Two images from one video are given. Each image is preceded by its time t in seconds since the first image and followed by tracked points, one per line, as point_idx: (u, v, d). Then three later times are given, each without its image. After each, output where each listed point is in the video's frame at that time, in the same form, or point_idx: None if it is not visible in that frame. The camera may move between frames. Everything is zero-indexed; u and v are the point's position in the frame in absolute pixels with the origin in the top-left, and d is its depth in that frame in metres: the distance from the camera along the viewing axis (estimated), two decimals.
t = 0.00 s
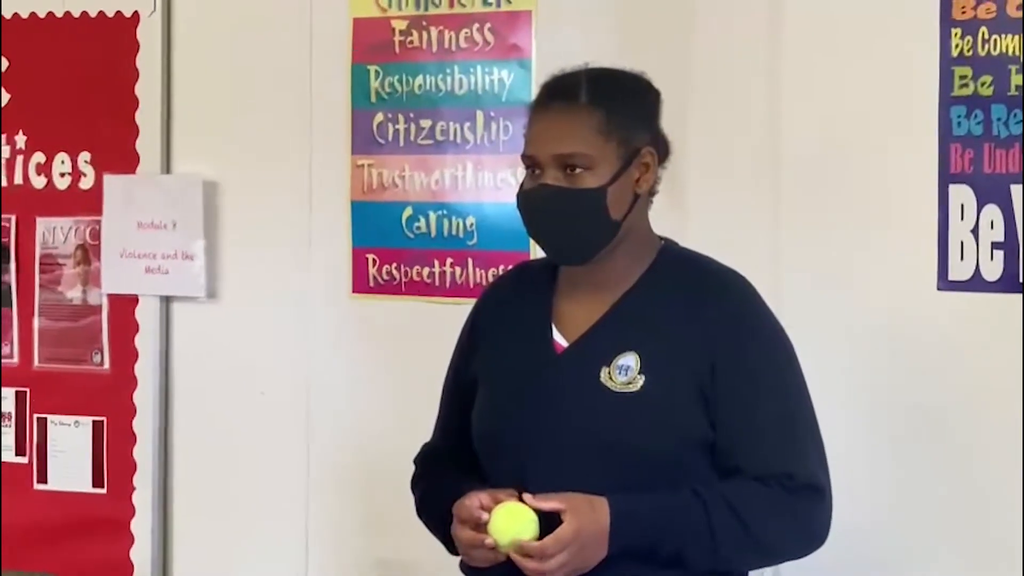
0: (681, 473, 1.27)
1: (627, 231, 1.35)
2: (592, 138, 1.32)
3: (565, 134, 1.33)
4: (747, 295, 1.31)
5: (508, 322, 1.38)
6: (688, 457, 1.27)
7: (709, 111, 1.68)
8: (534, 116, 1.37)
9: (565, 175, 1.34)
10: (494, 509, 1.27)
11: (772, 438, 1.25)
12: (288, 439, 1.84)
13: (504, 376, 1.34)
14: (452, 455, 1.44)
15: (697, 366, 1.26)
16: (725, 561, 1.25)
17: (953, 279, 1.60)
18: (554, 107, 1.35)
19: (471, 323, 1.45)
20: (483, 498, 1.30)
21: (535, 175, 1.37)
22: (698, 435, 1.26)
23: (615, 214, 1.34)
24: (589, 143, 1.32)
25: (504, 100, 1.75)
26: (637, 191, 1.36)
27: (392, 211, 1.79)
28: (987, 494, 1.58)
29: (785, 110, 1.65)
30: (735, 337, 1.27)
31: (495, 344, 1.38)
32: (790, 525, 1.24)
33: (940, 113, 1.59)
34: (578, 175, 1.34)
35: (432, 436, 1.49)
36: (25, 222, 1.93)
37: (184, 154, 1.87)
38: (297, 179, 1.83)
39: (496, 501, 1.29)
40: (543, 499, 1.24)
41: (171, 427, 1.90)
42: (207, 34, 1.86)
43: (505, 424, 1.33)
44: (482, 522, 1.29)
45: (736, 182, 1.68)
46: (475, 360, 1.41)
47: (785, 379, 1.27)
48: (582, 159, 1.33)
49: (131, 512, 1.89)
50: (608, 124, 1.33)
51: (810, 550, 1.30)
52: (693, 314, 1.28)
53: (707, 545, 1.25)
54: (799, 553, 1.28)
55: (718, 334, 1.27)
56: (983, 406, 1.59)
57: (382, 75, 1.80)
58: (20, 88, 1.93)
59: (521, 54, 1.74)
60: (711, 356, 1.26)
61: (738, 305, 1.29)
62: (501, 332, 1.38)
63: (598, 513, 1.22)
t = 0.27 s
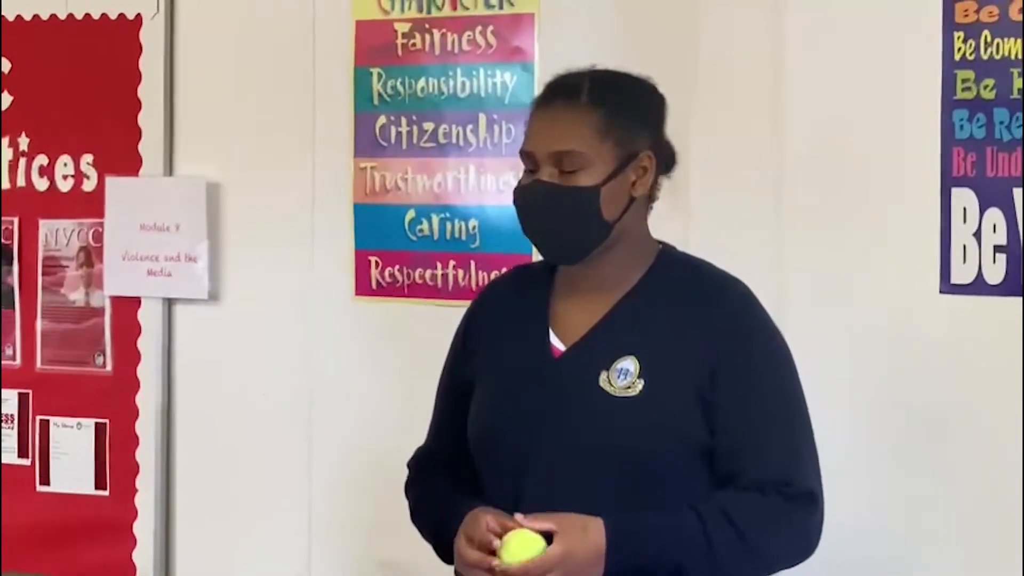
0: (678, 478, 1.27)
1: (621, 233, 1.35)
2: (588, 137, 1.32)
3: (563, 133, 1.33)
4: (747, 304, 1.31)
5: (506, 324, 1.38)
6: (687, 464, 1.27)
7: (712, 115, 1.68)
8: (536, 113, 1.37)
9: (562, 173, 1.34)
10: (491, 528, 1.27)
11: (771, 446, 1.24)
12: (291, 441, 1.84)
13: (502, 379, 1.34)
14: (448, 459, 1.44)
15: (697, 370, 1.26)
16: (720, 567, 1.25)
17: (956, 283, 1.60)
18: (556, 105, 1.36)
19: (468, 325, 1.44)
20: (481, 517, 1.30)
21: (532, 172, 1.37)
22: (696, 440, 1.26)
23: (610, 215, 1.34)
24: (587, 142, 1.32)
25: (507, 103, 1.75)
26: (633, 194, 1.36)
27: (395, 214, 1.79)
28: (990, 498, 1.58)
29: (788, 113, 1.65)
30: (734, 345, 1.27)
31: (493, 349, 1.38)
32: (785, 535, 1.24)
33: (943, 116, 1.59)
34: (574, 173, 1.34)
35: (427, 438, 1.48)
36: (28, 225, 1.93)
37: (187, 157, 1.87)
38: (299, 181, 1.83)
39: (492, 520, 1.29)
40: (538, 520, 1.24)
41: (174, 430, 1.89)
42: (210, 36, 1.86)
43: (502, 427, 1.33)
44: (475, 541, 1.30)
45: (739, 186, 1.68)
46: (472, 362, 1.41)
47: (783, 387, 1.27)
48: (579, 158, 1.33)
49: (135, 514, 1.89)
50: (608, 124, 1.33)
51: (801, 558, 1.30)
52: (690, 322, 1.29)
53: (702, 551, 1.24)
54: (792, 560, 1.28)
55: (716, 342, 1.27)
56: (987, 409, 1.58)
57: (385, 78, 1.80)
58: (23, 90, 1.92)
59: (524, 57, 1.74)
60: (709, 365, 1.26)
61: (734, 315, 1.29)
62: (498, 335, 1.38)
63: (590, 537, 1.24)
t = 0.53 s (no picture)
0: (678, 481, 1.26)
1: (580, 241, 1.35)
2: (539, 147, 1.33)
3: (519, 142, 1.35)
4: (749, 305, 1.29)
5: (504, 326, 1.38)
6: (687, 464, 1.26)
7: (717, 119, 1.69)
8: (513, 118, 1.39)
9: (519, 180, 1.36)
10: None
11: (770, 449, 1.24)
12: (296, 443, 1.84)
13: (501, 382, 1.35)
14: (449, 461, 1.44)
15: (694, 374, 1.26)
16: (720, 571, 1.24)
17: (961, 286, 1.59)
18: (524, 111, 1.37)
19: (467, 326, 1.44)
20: None
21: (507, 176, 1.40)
22: (695, 443, 1.26)
23: (562, 225, 1.34)
24: (534, 152, 1.33)
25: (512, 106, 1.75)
26: (592, 204, 1.34)
27: (400, 217, 1.79)
28: (996, 502, 1.57)
29: (792, 117, 1.65)
30: (733, 346, 1.25)
31: (494, 346, 1.38)
32: (780, 541, 1.22)
33: (948, 119, 1.58)
34: (527, 181, 1.35)
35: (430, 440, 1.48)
36: (32, 227, 1.92)
37: (191, 159, 1.87)
38: (304, 184, 1.83)
39: None
40: None
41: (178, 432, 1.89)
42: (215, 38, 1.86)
43: (501, 430, 1.33)
44: None
45: (743, 189, 1.68)
46: (472, 364, 1.41)
47: (784, 387, 1.25)
48: (529, 167, 1.34)
49: (138, 515, 1.87)
50: (558, 134, 1.32)
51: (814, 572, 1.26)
52: (689, 322, 1.28)
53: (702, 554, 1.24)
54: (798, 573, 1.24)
55: (714, 342, 1.26)
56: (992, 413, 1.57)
57: (389, 80, 1.80)
58: (28, 93, 1.92)
59: (529, 60, 1.75)
60: (707, 366, 1.26)
61: (735, 314, 1.27)
62: (497, 337, 1.38)
63: None
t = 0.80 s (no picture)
0: (682, 485, 1.26)
1: (566, 253, 1.35)
2: (516, 162, 1.34)
3: (498, 157, 1.36)
4: (748, 306, 1.28)
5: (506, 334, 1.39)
6: (686, 469, 1.26)
7: (722, 123, 1.69)
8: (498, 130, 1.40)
9: (501, 194, 1.37)
10: None
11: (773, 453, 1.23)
12: (302, 447, 1.84)
13: (504, 388, 1.35)
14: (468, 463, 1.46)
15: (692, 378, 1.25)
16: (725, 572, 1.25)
17: (967, 290, 1.58)
18: (504, 124, 1.37)
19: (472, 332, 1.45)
20: None
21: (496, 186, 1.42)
22: (696, 448, 1.26)
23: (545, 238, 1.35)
24: (511, 168, 1.34)
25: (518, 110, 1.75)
26: (574, 217, 1.34)
27: (405, 221, 1.79)
28: (1004, 507, 1.57)
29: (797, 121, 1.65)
30: (731, 350, 1.25)
31: (499, 351, 1.39)
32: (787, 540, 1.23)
33: (954, 123, 1.58)
34: (508, 196, 1.36)
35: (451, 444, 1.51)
36: (39, 232, 1.92)
37: (197, 164, 1.87)
38: (309, 189, 1.83)
39: None
40: None
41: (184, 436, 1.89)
42: (220, 43, 1.86)
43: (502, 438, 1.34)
44: None
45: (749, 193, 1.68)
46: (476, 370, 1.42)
47: (784, 392, 1.24)
48: (507, 182, 1.35)
49: (145, 520, 1.87)
50: (535, 148, 1.33)
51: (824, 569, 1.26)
52: (687, 326, 1.27)
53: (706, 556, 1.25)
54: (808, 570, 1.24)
55: (712, 347, 1.25)
56: (999, 417, 1.57)
57: (395, 85, 1.80)
58: (34, 98, 1.92)
59: (534, 65, 1.75)
60: (705, 371, 1.25)
61: (734, 318, 1.26)
62: (500, 344, 1.39)
63: None
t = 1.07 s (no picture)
0: (686, 488, 1.26)
1: (571, 261, 1.34)
2: (522, 172, 1.33)
3: (503, 166, 1.34)
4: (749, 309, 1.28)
5: (510, 339, 1.39)
6: (690, 472, 1.26)
7: (731, 127, 1.68)
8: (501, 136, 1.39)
9: (505, 203, 1.36)
10: None
11: (777, 454, 1.23)
12: (311, 451, 1.84)
13: (508, 392, 1.36)
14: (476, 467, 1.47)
15: (694, 382, 1.25)
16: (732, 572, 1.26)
17: (975, 294, 1.58)
18: (508, 132, 1.36)
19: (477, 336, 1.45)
20: None
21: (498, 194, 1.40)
22: (699, 452, 1.26)
23: (550, 248, 1.34)
24: (516, 179, 1.33)
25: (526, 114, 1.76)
26: (579, 227, 1.33)
27: (413, 226, 1.79)
28: (1014, 511, 1.56)
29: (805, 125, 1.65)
30: (734, 355, 1.24)
31: (503, 355, 1.39)
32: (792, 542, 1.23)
33: (962, 127, 1.58)
34: (513, 206, 1.35)
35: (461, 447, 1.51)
36: (47, 237, 1.92)
37: (206, 168, 1.87)
38: (318, 193, 1.83)
39: None
40: None
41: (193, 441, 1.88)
42: (229, 47, 1.85)
43: (506, 443, 1.34)
44: None
45: (757, 198, 1.68)
46: (480, 375, 1.42)
47: (787, 397, 1.24)
48: (512, 193, 1.34)
49: (153, 526, 1.87)
50: (540, 159, 1.32)
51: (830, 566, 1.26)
52: (690, 330, 1.27)
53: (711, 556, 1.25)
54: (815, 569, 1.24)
55: (716, 351, 1.25)
56: (1008, 422, 1.56)
57: (403, 89, 1.80)
58: (42, 103, 1.92)
59: (542, 69, 1.75)
60: (709, 375, 1.25)
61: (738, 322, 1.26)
62: (503, 348, 1.39)
63: None
